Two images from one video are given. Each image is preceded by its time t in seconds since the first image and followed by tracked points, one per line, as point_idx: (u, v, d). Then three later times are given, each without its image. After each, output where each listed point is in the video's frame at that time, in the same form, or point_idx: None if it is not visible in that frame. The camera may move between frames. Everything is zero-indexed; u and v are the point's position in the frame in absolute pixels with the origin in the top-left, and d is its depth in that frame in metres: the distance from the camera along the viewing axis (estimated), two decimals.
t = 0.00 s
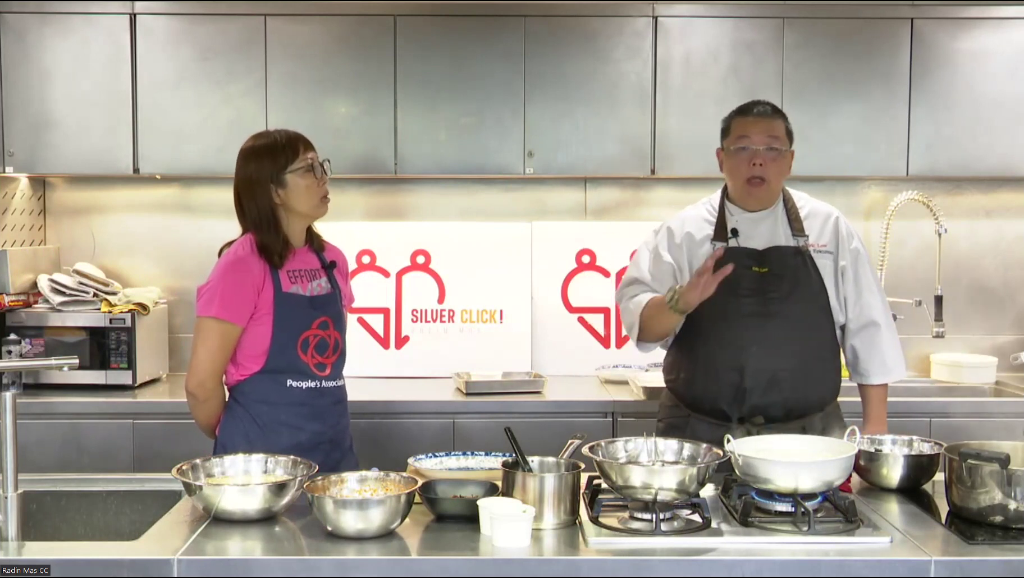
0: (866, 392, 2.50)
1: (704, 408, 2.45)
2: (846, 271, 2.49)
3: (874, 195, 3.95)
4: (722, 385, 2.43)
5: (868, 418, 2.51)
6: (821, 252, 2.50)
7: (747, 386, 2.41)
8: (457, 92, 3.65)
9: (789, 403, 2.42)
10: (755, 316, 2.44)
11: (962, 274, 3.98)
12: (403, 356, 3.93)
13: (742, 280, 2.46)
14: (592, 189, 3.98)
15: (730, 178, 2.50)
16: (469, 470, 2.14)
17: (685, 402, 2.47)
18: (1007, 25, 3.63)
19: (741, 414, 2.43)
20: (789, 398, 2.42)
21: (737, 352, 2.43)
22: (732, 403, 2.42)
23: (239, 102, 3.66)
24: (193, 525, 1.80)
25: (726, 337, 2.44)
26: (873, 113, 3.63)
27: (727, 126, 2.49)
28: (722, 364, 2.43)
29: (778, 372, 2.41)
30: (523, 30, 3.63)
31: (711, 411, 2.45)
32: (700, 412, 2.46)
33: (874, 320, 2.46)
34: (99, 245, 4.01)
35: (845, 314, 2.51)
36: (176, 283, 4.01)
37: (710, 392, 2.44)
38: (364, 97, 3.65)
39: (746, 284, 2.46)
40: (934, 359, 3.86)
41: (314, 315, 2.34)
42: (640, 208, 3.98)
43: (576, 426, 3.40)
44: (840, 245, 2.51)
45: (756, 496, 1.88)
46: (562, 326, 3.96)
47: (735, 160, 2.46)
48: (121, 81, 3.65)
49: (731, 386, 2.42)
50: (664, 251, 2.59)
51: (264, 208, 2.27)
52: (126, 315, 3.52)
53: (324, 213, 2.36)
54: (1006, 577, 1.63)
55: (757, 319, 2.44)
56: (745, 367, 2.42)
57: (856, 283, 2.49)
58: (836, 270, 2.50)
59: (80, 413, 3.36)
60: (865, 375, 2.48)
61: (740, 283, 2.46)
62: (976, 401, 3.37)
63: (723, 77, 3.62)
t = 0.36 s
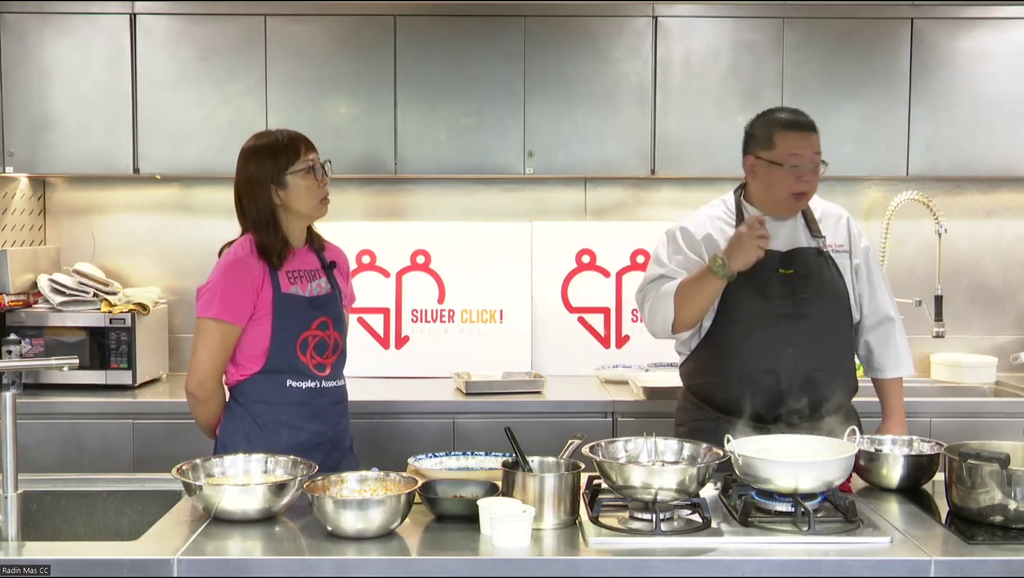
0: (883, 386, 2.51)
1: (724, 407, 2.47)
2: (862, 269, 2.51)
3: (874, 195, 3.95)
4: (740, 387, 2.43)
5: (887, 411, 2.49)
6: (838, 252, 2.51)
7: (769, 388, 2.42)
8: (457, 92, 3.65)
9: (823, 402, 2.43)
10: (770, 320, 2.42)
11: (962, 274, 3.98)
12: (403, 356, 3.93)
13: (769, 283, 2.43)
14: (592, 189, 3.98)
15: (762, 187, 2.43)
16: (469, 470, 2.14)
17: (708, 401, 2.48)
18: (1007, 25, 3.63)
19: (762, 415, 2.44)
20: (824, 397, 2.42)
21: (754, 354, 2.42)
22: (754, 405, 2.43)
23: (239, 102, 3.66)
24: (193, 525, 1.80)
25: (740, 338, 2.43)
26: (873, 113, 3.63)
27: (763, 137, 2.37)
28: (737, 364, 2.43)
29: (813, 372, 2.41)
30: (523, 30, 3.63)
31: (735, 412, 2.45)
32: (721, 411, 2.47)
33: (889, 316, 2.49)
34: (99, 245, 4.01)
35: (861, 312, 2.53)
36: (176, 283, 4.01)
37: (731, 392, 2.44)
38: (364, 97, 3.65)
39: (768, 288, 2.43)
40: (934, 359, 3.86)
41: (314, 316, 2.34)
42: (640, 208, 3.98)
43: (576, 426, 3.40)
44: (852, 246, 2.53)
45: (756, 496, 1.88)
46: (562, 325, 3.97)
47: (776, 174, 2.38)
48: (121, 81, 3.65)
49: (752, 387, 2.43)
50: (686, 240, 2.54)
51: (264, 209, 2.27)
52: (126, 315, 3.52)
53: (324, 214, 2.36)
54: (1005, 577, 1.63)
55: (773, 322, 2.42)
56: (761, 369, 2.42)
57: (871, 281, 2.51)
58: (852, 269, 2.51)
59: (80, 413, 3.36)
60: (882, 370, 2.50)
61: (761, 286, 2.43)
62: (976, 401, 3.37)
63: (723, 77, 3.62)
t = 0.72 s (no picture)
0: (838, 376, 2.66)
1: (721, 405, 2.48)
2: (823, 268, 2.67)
3: (874, 196, 3.95)
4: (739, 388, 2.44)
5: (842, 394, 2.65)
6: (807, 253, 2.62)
7: (770, 389, 2.44)
8: (457, 92, 3.65)
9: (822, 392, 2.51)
10: (772, 322, 2.43)
11: (962, 274, 3.98)
12: (403, 356, 3.93)
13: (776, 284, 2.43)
14: (592, 189, 3.98)
15: (777, 185, 2.46)
16: (469, 470, 2.14)
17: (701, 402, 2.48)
18: (1006, 25, 3.63)
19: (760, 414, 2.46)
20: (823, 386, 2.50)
21: (756, 357, 2.43)
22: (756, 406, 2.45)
23: (239, 102, 3.66)
24: (192, 526, 1.80)
25: (741, 341, 2.43)
26: (873, 113, 3.63)
27: (797, 137, 2.42)
28: (737, 365, 2.44)
29: (818, 367, 2.47)
30: (523, 30, 3.63)
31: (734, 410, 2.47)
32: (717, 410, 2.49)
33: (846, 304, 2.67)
34: (99, 245, 4.01)
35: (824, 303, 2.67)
36: (176, 283, 4.01)
37: (732, 394, 2.45)
38: (364, 97, 3.65)
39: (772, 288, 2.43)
40: (934, 359, 3.86)
41: (314, 317, 2.34)
42: (640, 208, 3.98)
43: (576, 426, 3.40)
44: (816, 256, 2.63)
45: (756, 496, 1.88)
46: (562, 325, 3.96)
47: (804, 176, 2.44)
48: (121, 81, 3.65)
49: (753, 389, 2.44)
50: (699, 263, 2.41)
51: (264, 211, 2.27)
52: (126, 315, 3.52)
53: (325, 217, 2.35)
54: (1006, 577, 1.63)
55: (775, 323, 2.43)
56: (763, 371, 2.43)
57: (824, 277, 2.66)
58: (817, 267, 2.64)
59: (81, 413, 3.36)
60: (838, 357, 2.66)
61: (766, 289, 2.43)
62: (976, 401, 3.37)
63: (723, 77, 3.62)
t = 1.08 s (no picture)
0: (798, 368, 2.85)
1: (718, 405, 2.51)
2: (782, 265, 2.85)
3: (874, 196, 3.95)
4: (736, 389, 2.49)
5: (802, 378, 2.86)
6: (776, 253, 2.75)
7: (765, 387, 2.50)
8: (457, 92, 3.65)
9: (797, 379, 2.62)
10: (766, 321, 2.50)
11: (962, 274, 3.98)
12: (403, 356, 3.93)
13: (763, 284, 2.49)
14: (592, 189, 3.98)
15: (761, 187, 2.53)
16: (470, 470, 2.14)
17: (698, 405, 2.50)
18: (1007, 25, 3.63)
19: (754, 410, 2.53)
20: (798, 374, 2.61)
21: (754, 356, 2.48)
22: (755, 404, 2.50)
23: (239, 102, 3.66)
24: (192, 525, 1.80)
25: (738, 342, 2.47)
26: (873, 113, 3.63)
27: (781, 141, 2.49)
28: (736, 366, 2.48)
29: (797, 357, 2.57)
30: (523, 30, 3.63)
31: (728, 409, 2.52)
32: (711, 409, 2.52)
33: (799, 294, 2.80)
34: (99, 245, 4.01)
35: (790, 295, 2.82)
36: (176, 283, 4.01)
37: (729, 394, 2.49)
38: (364, 97, 3.65)
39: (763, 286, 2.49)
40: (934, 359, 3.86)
41: (314, 316, 2.34)
42: (641, 208, 3.98)
43: (576, 426, 3.40)
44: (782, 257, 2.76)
45: (756, 496, 1.88)
46: (562, 325, 3.96)
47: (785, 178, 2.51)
48: (121, 81, 3.65)
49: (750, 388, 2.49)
50: (719, 276, 2.39)
51: (264, 212, 2.27)
52: (126, 315, 3.52)
53: (325, 219, 2.35)
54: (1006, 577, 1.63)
55: (766, 321, 2.49)
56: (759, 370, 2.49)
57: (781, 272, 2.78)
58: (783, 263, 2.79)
59: (81, 413, 3.36)
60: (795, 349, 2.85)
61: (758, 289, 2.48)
62: (977, 401, 3.37)
63: (723, 77, 3.62)
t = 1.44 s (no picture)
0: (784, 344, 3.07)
1: (728, 399, 2.51)
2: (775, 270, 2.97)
3: (874, 195, 3.95)
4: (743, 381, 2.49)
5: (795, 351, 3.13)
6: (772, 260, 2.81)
7: (774, 378, 2.51)
8: (457, 92, 3.65)
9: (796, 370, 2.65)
10: (771, 314, 2.51)
11: (962, 274, 3.97)
12: (403, 357, 3.93)
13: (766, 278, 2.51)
14: (592, 189, 3.98)
15: (757, 187, 2.57)
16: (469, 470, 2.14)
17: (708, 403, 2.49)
18: (1007, 25, 3.63)
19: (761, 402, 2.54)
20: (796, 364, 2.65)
21: (764, 348, 2.49)
22: (765, 396, 2.51)
23: (239, 102, 3.66)
24: (192, 525, 1.80)
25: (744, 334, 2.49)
26: (873, 113, 3.63)
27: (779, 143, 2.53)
28: (745, 358, 2.48)
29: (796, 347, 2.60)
30: (523, 30, 3.63)
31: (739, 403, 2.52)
32: (723, 405, 2.52)
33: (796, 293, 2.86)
34: (99, 245, 4.01)
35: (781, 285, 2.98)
36: (176, 282, 4.01)
37: (740, 388, 2.49)
38: (364, 97, 3.65)
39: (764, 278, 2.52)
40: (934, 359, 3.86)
41: (314, 313, 2.34)
42: (640, 208, 3.98)
43: (576, 426, 3.40)
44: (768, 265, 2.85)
45: (756, 496, 1.88)
46: (562, 325, 3.96)
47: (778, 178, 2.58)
48: (121, 81, 3.65)
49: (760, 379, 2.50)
50: (737, 269, 2.40)
51: (256, 210, 2.28)
52: (126, 315, 3.52)
53: (322, 216, 2.33)
54: (1006, 577, 1.63)
55: (769, 313, 2.51)
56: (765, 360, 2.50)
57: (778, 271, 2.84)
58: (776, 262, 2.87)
59: (81, 413, 3.36)
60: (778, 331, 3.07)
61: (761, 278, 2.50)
62: (976, 401, 3.36)
63: (723, 77, 3.62)
